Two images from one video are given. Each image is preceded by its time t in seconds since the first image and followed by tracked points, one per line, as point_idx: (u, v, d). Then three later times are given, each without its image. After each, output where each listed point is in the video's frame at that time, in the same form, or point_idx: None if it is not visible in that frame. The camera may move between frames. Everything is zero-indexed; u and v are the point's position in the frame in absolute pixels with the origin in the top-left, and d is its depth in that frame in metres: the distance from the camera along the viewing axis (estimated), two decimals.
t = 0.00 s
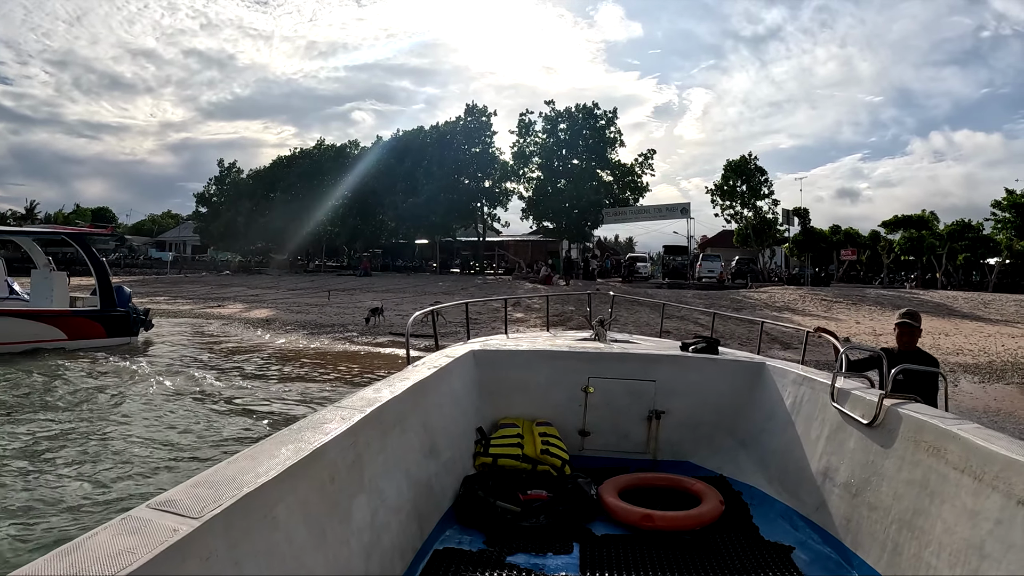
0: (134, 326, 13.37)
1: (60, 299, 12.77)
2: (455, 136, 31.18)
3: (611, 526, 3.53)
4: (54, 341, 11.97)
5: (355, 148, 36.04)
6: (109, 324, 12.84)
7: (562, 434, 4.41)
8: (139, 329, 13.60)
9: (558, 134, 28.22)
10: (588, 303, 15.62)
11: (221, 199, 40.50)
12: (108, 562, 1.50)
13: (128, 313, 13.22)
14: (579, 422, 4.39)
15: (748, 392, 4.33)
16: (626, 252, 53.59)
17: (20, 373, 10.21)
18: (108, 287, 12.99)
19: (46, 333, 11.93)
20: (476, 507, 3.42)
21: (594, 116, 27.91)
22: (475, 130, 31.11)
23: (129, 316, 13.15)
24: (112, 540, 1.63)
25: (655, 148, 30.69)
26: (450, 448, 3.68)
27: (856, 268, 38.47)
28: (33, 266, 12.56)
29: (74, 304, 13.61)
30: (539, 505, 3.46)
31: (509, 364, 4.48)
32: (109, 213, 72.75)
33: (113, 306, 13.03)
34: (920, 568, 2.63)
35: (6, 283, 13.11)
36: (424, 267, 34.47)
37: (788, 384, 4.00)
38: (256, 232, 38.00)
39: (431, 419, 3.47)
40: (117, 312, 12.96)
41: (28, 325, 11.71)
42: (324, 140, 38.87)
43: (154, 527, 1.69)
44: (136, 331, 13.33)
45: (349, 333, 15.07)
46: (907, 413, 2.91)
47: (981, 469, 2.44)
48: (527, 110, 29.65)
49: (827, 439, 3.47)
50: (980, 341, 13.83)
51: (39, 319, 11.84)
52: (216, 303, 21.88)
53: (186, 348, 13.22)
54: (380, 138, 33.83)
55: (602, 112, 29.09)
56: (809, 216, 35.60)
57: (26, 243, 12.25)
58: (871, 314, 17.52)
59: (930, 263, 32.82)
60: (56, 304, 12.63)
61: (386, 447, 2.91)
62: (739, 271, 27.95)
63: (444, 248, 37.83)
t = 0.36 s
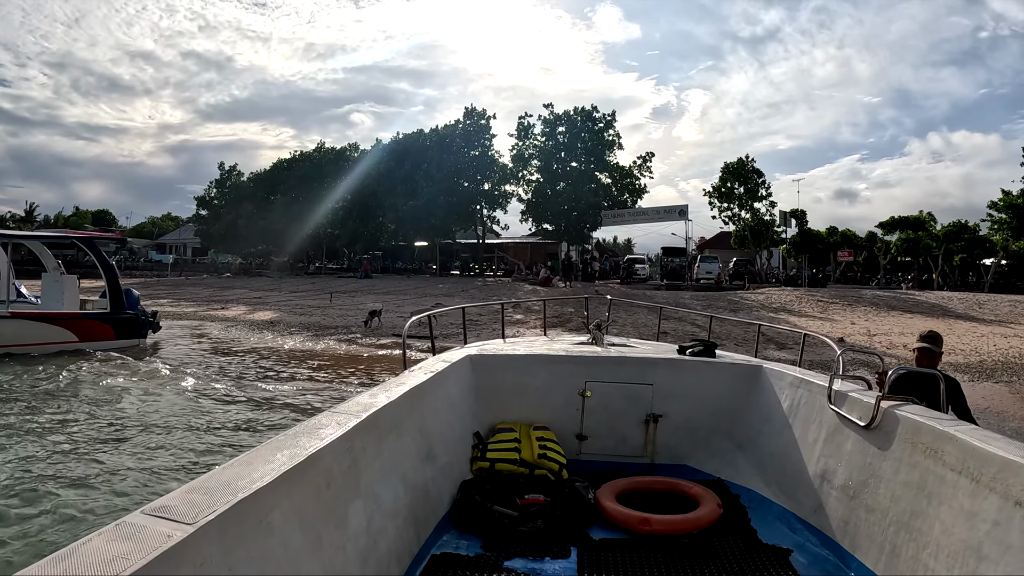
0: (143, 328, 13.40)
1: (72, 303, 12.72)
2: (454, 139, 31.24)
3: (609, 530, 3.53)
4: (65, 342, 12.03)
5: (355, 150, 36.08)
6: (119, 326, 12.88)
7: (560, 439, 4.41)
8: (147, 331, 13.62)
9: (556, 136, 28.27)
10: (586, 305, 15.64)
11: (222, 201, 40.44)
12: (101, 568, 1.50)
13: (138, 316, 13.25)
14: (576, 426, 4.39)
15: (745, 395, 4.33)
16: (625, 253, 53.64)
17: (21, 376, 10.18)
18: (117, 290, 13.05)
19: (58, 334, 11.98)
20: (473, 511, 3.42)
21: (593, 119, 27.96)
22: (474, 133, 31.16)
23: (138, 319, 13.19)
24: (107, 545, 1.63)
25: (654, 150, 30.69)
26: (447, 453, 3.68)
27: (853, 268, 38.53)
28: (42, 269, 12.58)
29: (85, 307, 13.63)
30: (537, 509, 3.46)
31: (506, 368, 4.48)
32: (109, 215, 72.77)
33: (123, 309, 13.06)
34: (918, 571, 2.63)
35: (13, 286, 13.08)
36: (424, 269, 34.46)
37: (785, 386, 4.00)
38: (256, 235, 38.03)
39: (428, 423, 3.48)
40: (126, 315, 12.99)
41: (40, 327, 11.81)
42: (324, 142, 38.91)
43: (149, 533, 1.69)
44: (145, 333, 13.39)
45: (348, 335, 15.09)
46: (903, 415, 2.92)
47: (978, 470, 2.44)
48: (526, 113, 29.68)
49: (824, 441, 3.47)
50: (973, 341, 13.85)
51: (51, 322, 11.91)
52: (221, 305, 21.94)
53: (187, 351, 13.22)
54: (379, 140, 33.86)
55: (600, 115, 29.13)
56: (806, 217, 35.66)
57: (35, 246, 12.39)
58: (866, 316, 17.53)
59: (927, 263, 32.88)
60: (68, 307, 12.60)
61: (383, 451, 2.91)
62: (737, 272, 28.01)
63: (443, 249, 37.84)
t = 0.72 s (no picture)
0: (153, 330, 13.35)
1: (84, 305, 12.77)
2: (456, 143, 31.25)
3: (612, 531, 3.52)
4: (76, 344, 12.05)
5: (356, 153, 36.08)
6: (131, 328, 12.86)
7: (562, 440, 4.40)
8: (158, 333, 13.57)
9: (557, 139, 28.28)
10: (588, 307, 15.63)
11: (225, 204, 40.41)
12: (106, 567, 1.50)
13: (149, 317, 13.22)
14: (579, 427, 4.38)
15: (747, 397, 4.33)
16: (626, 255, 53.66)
17: (25, 379, 10.16)
18: (128, 292, 13.04)
19: (69, 336, 11.99)
20: (477, 513, 3.41)
21: (594, 122, 27.96)
22: (476, 137, 31.16)
23: (149, 320, 13.13)
24: (112, 545, 1.63)
25: (654, 153, 30.70)
26: (450, 454, 3.68)
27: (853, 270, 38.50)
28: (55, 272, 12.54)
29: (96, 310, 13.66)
30: (540, 510, 3.45)
31: (509, 370, 4.47)
32: (110, 217, 72.70)
33: (135, 311, 13.03)
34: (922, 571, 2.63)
35: (21, 289, 12.96)
36: (426, 272, 34.43)
37: (788, 388, 3.99)
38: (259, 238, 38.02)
39: (431, 424, 3.47)
40: (138, 316, 12.96)
41: (52, 329, 11.81)
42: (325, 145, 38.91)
43: (154, 533, 1.68)
44: (157, 335, 13.36)
45: (351, 337, 15.07)
46: (907, 415, 2.91)
47: (983, 470, 2.43)
48: (527, 116, 29.67)
49: (828, 442, 3.47)
50: (969, 341, 13.82)
51: (64, 324, 11.93)
52: (226, 307, 21.96)
53: (192, 353, 13.19)
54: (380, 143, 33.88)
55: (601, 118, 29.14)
56: (806, 219, 35.67)
57: (47, 249, 12.29)
58: (864, 317, 17.52)
59: (925, 265, 32.88)
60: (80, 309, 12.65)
61: (386, 452, 2.90)
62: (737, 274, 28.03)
63: (445, 252, 37.83)
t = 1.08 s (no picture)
0: (166, 330, 13.52)
1: (98, 306, 12.91)
2: (461, 144, 31.28)
3: (614, 530, 3.51)
4: (92, 345, 12.25)
5: (360, 154, 36.12)
6: (144, 329, 13.05)
7: (565, 439, 4.39)
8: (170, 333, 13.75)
9: (561, 140, 28.29)
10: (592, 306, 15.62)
11: (231, 205, 40.46)
12: (109, 564, 1.49)
13: (162, 318, 13.38)
14: (581, 426, 4.38)
15: (750, 396, 4.31)
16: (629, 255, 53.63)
17: (31, 379, 10.17)
18: (142, 293, 13.22)
19: (83, 337, 12.18)
20: (479, 511, 3.40)
21: (597, 123, 27.96)
22: (480, 138, 31.15)
23: (162, 321, 13.31)
24: (116, 542, 1.62)
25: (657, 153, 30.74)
26: (452, 454, 3.66)
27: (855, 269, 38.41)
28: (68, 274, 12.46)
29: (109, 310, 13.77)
30: (542, 509, 3.44)
31: (512, 369, 4.46)
32: (116, 219, 72.89)
33: (147, 312, 13.22)
34: (923, 571, 2.61)
35: (34, 289, 13.03)
36: (430, 272, 34.43)
37: (791, 387, 3.97)
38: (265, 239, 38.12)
39: (434, 423, 3.46)
40: (151, 318, 13.14)
41: (68, 330, 11.99)
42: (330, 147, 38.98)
43: (158, 530, 1.68)
44: (169, 335, 13.52)
45: (355, 337, 15.08)
46: (908, 414, 2.89)
47: (984, 470, 2.42)
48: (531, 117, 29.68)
49: (830, 442, 3.44)
50: (966, 339, 13.79)
51: (80, 325, 12.11)
52: (233, 308, 22.00)
53: (200, 352, 13.22)
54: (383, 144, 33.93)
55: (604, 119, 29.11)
56: (807, 218, 35.62)
57: (61, 252, 12.22)
58: (864, 316, 17.48)
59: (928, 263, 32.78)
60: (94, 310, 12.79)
61: (389, 451, 2.90)
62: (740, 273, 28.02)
63: (450, 253, 37.85)
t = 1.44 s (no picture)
0: (179, 328, 13.57)
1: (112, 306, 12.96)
2: (465, 143, 31.32)
3: (620, 526, 3.51)
4: (106, 343, 12.34)
5: (364, 153, 36.15)
6: (157, 328, 13.10)
7: (571, 436, 4.39)
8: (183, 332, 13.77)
9: (564, 139, 28.30)
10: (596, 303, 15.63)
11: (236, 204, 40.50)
12: (122, 557, 1.49)
13: (174, 317, 13.42)
14: (588, 423, 4.38)
15: (756, 393, 4.30)
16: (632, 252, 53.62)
17: (41, 378, 10.20)
18: (155, 293, 13.31)
19: (99, 335, 12.29)
20: (486, 507, 3.40)
21: (600, 122, 27.98)
22: (484, 137, 31.20)
23: (175, 320, 13.36)
24: (129, 535, 1.62)
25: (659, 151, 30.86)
26: (460, 450, 3.66)
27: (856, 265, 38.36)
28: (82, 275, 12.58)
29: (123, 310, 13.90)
30: (548, 505, 3.44)
31: (519, 366, 4.47)
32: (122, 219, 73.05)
33: (161, 311, 13.29)
34: (929, 568, 2.61)
35: (46, 290, 13.11)
36: (435, 270, 34.42)
37: (796, 385, 3.96)
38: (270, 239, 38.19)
39: (441, 419, 3.46)
40: (164, 317, 13.20)
41: (83, 329, 12.10)
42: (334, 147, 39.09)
43: (171, 523, 1.68)
44: (182, 334, 13.55)
45: (360, 334, 15.07)
46: (914, 413, 2.89)
47: (990, 468, 2.41)
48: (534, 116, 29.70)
49: (836, 439, 3.44)
50: (965, 335, 13.81)
51: (95, 324, 12.23)
52: (242, 306, 22.02)
53: (207, 351, 13.26)
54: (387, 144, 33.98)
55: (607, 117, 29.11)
56: (809, 215, 35.57)
57: (75, 253, 12.37)
58: (865, 312, 17.47)
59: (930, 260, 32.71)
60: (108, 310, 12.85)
61: (397, 447, 2.90)
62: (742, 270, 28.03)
63: (454, 251, 37.86)
